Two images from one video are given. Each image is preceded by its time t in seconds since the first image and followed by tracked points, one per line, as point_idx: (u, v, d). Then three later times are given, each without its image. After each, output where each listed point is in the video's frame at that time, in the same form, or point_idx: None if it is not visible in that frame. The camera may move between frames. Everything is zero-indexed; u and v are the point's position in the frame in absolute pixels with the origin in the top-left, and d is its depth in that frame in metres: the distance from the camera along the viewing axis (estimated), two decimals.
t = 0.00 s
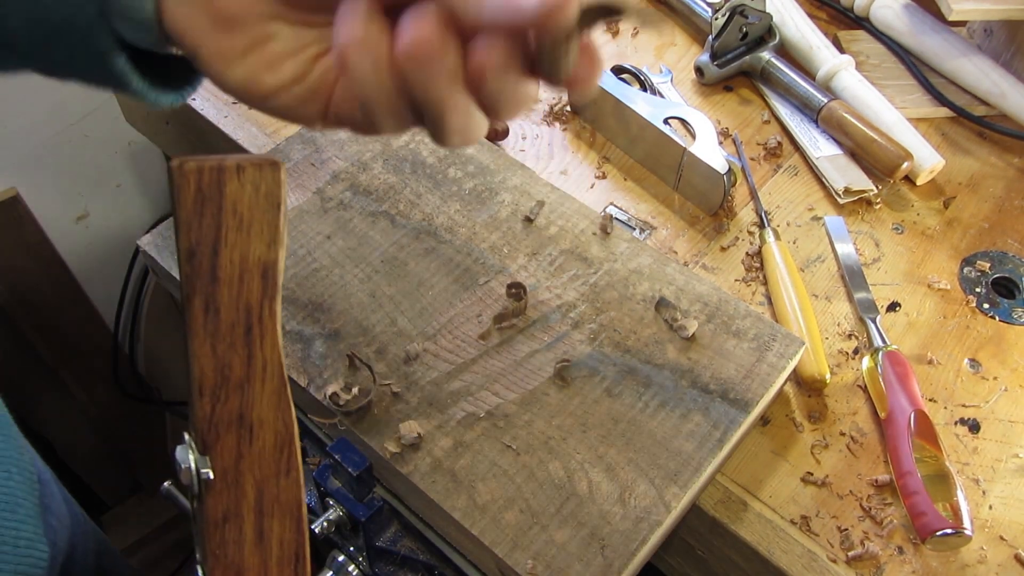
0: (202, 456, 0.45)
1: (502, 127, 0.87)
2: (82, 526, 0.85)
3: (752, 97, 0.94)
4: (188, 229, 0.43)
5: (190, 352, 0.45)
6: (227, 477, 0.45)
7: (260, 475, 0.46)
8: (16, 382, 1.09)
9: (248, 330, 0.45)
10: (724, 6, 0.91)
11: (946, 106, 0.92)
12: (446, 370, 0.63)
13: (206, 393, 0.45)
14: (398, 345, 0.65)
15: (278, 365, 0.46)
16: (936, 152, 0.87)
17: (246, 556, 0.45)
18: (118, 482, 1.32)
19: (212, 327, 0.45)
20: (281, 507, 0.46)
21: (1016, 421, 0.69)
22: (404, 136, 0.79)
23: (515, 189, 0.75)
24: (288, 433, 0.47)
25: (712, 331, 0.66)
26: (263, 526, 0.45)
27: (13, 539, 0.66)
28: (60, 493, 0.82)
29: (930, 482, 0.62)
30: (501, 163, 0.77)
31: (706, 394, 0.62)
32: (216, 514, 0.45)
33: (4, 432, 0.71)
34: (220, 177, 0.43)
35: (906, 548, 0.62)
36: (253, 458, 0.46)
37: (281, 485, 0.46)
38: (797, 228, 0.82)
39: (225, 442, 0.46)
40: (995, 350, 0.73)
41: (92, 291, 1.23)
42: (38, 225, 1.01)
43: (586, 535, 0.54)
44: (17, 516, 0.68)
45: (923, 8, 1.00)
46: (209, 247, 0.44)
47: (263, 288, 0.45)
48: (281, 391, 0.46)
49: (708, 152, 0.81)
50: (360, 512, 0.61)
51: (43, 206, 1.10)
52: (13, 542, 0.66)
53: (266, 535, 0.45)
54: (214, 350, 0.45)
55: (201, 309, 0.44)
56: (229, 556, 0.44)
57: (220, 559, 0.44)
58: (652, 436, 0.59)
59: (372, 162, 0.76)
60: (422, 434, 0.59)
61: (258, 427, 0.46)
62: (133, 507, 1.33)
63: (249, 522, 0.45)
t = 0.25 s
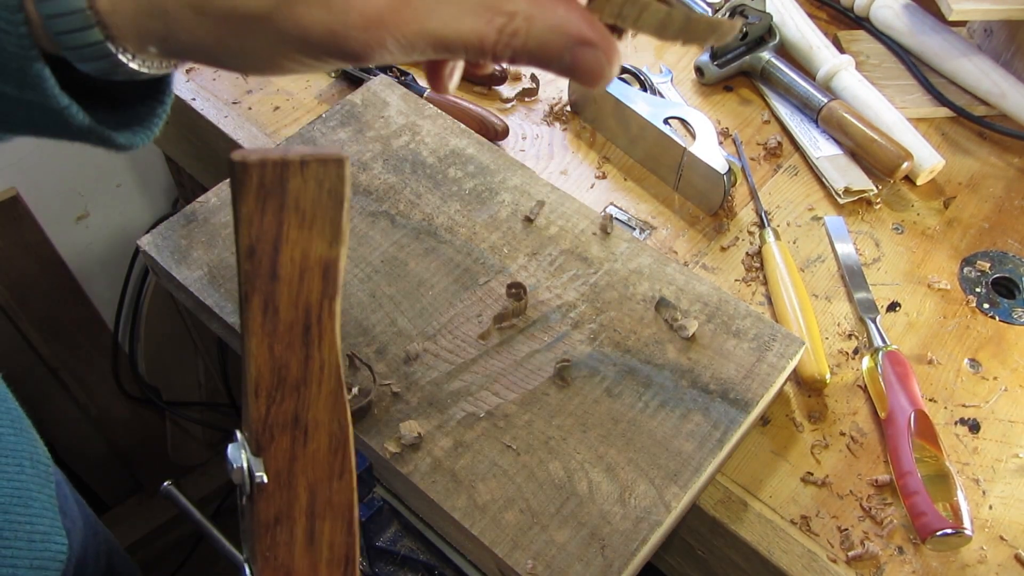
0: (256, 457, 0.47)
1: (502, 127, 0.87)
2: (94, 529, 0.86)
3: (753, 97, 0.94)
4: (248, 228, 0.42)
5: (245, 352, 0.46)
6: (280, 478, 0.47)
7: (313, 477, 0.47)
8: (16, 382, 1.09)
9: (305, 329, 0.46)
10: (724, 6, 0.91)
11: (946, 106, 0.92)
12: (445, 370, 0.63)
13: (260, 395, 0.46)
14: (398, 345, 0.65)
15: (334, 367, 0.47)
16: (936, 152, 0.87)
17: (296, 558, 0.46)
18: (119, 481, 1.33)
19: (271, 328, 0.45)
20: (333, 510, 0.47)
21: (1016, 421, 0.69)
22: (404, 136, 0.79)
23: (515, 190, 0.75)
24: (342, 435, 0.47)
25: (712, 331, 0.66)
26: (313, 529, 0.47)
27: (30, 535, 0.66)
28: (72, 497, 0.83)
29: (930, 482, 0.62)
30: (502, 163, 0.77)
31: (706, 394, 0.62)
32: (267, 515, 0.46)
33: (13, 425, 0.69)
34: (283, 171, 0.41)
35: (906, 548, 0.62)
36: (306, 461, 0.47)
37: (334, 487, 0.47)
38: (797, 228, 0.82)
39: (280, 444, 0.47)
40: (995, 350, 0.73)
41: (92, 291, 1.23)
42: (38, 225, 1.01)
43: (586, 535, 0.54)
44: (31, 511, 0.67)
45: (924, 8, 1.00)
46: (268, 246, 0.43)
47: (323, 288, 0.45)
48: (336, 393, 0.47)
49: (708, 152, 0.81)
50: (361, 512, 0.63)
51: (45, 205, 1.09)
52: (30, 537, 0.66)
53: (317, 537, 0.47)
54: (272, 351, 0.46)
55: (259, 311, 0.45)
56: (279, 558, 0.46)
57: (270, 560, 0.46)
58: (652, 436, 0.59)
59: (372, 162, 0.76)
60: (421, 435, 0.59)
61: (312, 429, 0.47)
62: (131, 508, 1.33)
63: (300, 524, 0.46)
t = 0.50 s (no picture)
0: (248, 438, 0.45)
1: (502, 127, 0.87)
2: (88, 531, 0.86)
3: (752, 97, 0.94)
4: (230, 201, 0.42)
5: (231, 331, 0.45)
6: (273, 459, 0.45)
7: (306, 457, 0.46)
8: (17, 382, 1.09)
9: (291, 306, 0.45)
10: (724, 7, 0.91)
11: (946, 106, 0.92)
12: (445, 370, 0.63)
13: (248, 372, 0.45)
14: (398, 345, 0.65)
15: (324, 341, 0.46)
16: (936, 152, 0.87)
17: (295, 541, 0.45)
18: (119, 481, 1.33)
19: (255, 303, 0.45)
20: (329, 490, 0.46)
21: (1016, 421, 0.69)
22: (404, 136, 0.79)
23: (515, 190, 0.75)
24: (335, 412, 0.46)
25: (712, 331, 0.66)
26: (310, 510, 0.45)
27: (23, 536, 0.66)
28: (64, 498, 0.82)
29: (931, 482, 0.62)
30: (502, 163, 0.77)
31: (706, 394, 0.62)
32: (261, 498, 0.45)
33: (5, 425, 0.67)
34: (262, 142, 0.42)
35: (906, 548, 0.62)
36: (299, 441, 0.46)
37: (328, 467, 0.46)
38: (797, 228, 0.82)
39: (271, 423, 0.45)
40: (995, 350, 0.73)
41: (93, 291, 1.23)
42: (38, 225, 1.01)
43: (586, 535, 0.54)
44: (25, 512, 0.66)
45: (924, 8, 1.00)
46: (253, 218, 0.43)
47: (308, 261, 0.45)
48: (327, 366, 0.46)
49: (708, 152, 0.81)
50: (360, 512, 0.63)
51: (45, 206, 1.08)
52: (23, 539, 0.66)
53: (315, 519, 0.45)
54: (258, 329, 0.45)
55: (244, 284, 0.44)
56: (276, 541, 0.44)
57: (267, 543, 0.45)
58: (652, 436, 0.59)
59: (372, 162, 0.76)
60: (421, 434, 0.59)
61: (303, 407, 0.46)
62: (131, 508, 1.34)
63: (296, 505, 0.45)
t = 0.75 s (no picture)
0: (244, 453, 0.49)
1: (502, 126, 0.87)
2: (74, 537, 0.86)
3: (752, 97, 0.94)
4: (237, 231, 0.49)
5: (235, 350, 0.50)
6: (267, 473, 0.49)
7: (298, 472, 0.49)
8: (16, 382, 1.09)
9: (290, 325, 0.49)
10: (724, 7, 0.91)
11: (946, 106, 0.92)
12: (445, 370, 0.63)
13: (247, 389, 0.49)
14: (398, 345, 0.65)
15: (318, 361, 0.49)
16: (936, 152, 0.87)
17: (282, 555, 0.48)
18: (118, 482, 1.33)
19: (257, 322, 0.49)
20: (319, 506, 0.49)
21: (1016, 421, 0.69)
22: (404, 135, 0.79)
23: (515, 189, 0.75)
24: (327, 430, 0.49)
25: (712, 331, 0.66)
26: (299, 523, 0.49)
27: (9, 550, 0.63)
28: (44, 505, 0.81)
29: (931, 482, 0.62)
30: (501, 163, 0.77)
31: (706, 394, 0.62)
32: (255, 511, 0.48)
33: None
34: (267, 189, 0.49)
35: (906, 548, 0.62)
36: (291, 457, 0.49)
37: (319, 483, 0.49)
38: (797, 228, 0.82)
39: (266, 439, 0.49)
40: (995, 350, 0.73)
41: (93, 291, 1.23)
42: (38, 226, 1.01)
43: (585, 535, 0.54)
44: (9, 525, 0.64)
45: (924, 8, 1.00)
46: (255, 243, 0.49)
47: (305, 285, 0.49)
48: (321, 386, 0.49)
49: (708, 152, 0.81)
50: (360, 512, 0.62)
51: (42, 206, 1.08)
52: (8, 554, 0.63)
53: (303, 533, 0.48)
54: (259, 346, 0.49)
55: (247, 307, 0.49)
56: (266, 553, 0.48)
57: (259, 556, 0.48)
58: (652, 436, 0.59)
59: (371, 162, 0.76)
60: (421, 434, 0.59)
61: (299, 422, 0.49)
62: (131, 508, 1.34)
63: (287, 519, 0.48)
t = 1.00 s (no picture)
0: (219, 447, 0.50)
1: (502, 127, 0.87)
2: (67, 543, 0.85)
3: (752, 97, 0.94)
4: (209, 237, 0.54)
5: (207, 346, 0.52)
6: (244, 468, 0.50)
7: (274, 467, 0.51)
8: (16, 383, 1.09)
9: (260, 319, 0.54)
10: (724, 7, 0.91)
11: (946, 106, 0.92)
12: (445, 370, 0.63)
13: (220, 383, 0.51)
14: (399, 345, 0.65)
15: (286, 357, 0.54)
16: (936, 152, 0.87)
17: (262, 552, 0.48)
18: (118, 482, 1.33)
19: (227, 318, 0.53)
20: (296, 499, 0.50)
21: (1016, 421, 0.69)
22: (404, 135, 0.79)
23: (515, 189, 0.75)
24: (299, 422, 0.52)
25: (712, 331, 0.66)
26: (278, 520, 0.49)
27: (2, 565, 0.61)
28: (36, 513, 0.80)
29: (931, 482, 0.62)
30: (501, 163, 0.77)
31: (706, 394, 0.62)
32: (233, 508, 0.49)
33: None
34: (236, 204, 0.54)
35: (906, 548, 0.62)
36: (267, 452, 0.51)
37: (295, 477, 0.51)
38: (797, 228, 0.82)
39: (242, 432, 0.51)
40: (995, 350, 0.73)
41: (93, 291, 1.23)
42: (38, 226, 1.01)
43: (586, 535, 0.54)
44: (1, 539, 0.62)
45: (924, 7, 0.99)
46: (222, 243, 0.54)
47: (272, 279, 0.56)
48: (292, 383, 0.53)
49: (708, 152, 0.80)
50: (360, 512, 0.61)
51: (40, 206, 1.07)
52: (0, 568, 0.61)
53: (282, 529, 0.49)
54: (229, 342, 0.53)
55: (216, 303, 0.53)
56: (246, 550, 0.48)
57: (238, 552, 0.48)
58: (652, 436, 0.59)
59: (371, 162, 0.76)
60: (421, 434, 0.59)
61: (271, 417, 0.52)
62: (131, 507, 1.34)
63: (265, 516, 0.49)
